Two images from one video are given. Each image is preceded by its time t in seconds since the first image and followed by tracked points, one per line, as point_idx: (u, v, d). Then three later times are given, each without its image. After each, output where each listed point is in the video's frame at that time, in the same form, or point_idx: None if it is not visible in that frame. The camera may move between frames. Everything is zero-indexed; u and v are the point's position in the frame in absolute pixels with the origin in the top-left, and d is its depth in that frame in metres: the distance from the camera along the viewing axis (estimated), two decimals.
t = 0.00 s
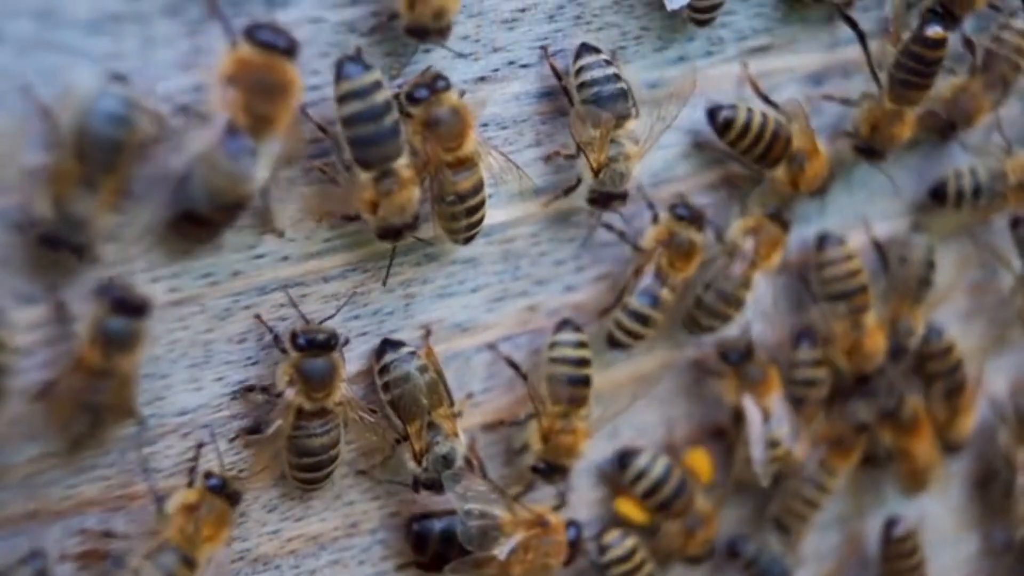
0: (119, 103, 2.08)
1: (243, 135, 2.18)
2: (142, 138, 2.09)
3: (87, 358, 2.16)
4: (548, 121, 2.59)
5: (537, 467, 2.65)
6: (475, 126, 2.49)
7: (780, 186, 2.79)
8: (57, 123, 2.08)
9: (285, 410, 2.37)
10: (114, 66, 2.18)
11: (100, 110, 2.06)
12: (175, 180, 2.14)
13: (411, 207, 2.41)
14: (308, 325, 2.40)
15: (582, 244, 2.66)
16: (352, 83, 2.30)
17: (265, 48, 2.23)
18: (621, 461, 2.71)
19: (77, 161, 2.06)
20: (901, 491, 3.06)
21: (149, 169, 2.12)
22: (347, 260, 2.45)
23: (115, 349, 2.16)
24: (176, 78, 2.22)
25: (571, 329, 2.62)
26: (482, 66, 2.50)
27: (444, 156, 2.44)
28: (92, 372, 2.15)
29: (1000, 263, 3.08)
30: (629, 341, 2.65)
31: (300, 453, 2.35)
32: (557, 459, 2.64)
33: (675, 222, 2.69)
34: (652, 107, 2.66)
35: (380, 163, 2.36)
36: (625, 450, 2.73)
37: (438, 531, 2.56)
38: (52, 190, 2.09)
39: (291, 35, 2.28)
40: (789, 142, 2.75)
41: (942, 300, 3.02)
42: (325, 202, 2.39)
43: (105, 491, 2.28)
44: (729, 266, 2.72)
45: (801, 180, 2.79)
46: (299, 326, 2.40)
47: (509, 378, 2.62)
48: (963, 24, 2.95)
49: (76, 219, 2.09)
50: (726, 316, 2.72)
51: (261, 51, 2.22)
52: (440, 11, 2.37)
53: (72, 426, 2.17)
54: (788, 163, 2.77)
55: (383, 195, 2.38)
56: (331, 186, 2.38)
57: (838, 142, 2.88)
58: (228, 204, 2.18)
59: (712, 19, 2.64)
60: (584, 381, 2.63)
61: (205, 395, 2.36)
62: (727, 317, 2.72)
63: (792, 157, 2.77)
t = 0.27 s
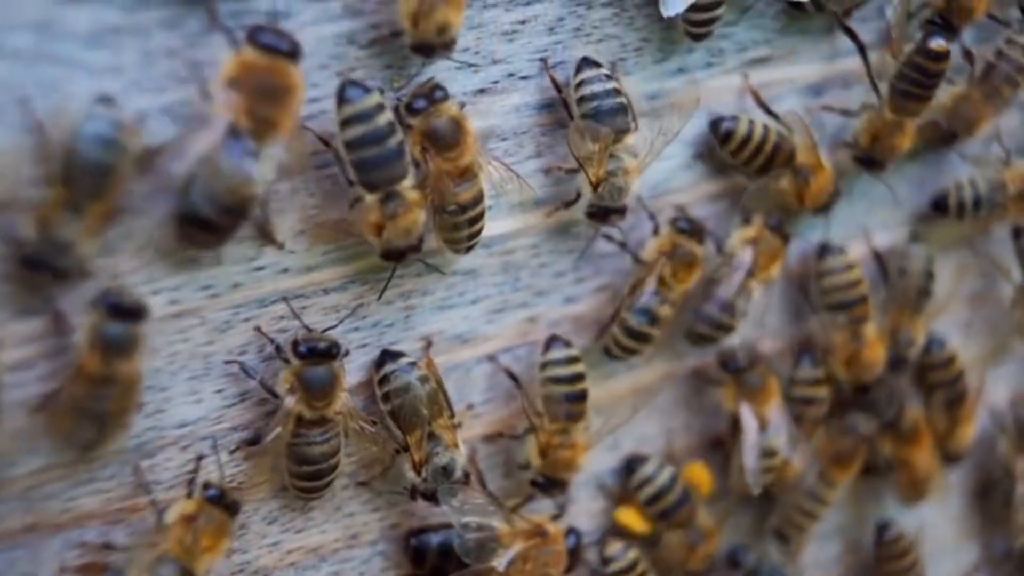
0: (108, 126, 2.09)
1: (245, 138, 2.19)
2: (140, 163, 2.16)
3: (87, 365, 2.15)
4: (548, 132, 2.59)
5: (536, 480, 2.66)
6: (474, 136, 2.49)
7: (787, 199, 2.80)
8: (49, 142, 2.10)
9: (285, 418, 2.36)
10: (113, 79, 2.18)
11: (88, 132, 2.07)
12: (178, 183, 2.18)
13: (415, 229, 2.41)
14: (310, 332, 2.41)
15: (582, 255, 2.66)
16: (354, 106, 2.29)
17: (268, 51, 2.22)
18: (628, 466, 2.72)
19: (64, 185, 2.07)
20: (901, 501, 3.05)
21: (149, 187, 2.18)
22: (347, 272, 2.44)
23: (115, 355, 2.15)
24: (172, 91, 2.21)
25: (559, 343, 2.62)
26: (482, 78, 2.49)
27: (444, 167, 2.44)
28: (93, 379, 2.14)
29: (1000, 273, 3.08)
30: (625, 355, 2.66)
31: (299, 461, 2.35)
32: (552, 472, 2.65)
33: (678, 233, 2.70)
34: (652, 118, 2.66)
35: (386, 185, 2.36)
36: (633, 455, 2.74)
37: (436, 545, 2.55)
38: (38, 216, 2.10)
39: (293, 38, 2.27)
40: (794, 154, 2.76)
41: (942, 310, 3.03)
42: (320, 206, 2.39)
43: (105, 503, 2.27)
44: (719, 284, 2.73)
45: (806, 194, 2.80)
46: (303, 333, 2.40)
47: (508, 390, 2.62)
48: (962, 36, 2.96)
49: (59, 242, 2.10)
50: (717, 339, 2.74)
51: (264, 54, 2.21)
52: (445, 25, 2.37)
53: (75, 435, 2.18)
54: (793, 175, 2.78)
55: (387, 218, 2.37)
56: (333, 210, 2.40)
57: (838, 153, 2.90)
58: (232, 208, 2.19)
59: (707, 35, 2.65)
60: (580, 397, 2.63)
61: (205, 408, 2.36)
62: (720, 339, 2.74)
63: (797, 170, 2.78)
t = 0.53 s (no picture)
0: (102, 149, 2.07)
1: (250, 141, 2.19)
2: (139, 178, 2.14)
3: (86, 373, 2.15)
4: (547, 143, 2.59)
5: (536, 490, 2.66)
6: (474, 147, 2.49)
7: (789, 211, 2.80)
8: (42, 159, 2.08)
9: (286, 427, 2.37)
10: (113, 90, 2.17)
11: (83, 155, 2.06)
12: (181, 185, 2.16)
13: (416, 250, 2.43)
14: (310, 341, 2.40)
15: (581, 265, 2.66)
16: (348, 126, 2.30)
17: (277, 55, 2.22)
18: (636, 472, 2.73)
19: (57, 206, 2.05)
20: (901, 511, 3.06)
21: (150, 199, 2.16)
22: (346, 283, 2.44)
23: (113, 360, 2.16)
24: (174, 101, 2.21)
25: (549, 356, 2.61)
26: (482, 89, 2.49)
27: (444, 177, 2.44)
28: (92, 387, 2.15)
29: (1000, 282, 3.08)
30: (638, 372, 2.68)
31: (301, 470, 2.35)
32: (552, 484, 2.65)
33: (679, 245, 2.71)
34: (652, 129, 2.66)
35: (384, 205, 2.38)
36: (642, 462, 2.74)
37: (436, 557, 2.55)
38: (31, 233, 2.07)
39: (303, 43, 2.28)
40: (795, 167, 2.78)
41: (943, 319, 3.03)
42: (319, 216, 2.39)
43: (105, 513, 2.27)
44: (721, 291, 2.75)
45: (807, 207, 2.80)
46: (302, 344, 2.40)
47: (508, 400, 2.62)
48: (962, 45, 2.96)
49: (51, 261, 2.07)
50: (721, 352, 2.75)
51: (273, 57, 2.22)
52: (450, 35, 2.38)
53: (75, 445, 2.16)
54: (795, 188, 2.79)
55: (387, 239, 2.39)
56: (332, 238, 2.40)
57: (838, 163, 2.90)
58: (234, 210, 2.18)
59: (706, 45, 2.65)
60: (578, 405, 2.64)
61: (205, 418, 2.36)
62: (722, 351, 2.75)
63: (798, 183, 2.78)
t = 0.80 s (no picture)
0: (106, 169, 2.07)
1: (256, 142, 2.19)
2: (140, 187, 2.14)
3: (89, 382, 2.13)
4: (547, 154, 2.59)
5: (529, 497, 2.63)
6: (474, 158, 2.49)
7: (789, 219, 2.84)
8: (43, 172, 2.06)
9: (286, 436, 2.36)
10: (113, 103, 2.17)
11: (87, 176, 2.05)
12: (179, 184, 2.17)
13: (411, 273, 2.44)
14: (310, 351, 2.40)
15: (581, 276, 2.67)
16: (348, 151, 2.29)
17: (287, 58, 2.24)
18: (635, 484, 2.73)
19: (60, 223, 2.03)
20: (900, 522, 3.07)
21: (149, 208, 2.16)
22: (345, 295, 2.44)
23: (115, 367, 2.14)
24: (174, 114, 2.21)
25: (555, 366, 2.61)
26: (482, 101, 2.49)
27: (445, 189, 2.43)
28: (94, 395, 2.12)
29: (1000, 294, 3.09)
30: (642, 382, 2.66)
31: (300, 479, 2.34)
32: (547, 492, 2.64)
33: (675, 256, 2.72)
34: (651, 141, 2.67)
35: (382, 228, 2.38)
36: (640, 474, 2.74)
37: (436, 569, 2.52)
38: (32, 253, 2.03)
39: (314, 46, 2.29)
40: (797, 177, 2.78)
41: (943, 330, 3.04)
42: (318, 227, 2.39)
43: (104, 526, 2.26)
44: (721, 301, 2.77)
45: (809, 219, 2.83)
46: (302, 353, 2.40)
47: (508, 411, 2.62)
48: (961, 56, 2.96)
49: (56, 278, 2.03)
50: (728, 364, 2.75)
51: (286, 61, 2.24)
52: (455, 47, 2.37)
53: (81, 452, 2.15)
54: (796, 200, 2.81)
55: (383, 262, 2.39)
56: (331, 264, 2.41)
57: (837, 173, 2.92)
58: (231, 205, 2.19)
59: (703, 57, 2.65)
60: (580, 414, 2.63)
61: (205, 430, 2.35)
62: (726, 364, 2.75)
63: (799, 195, 2.81)
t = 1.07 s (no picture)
0: (105, 170, 2.08)
1: (249, 144, 2.19)
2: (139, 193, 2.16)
3: (92, 395, 2.14)
4: (547, 164, 2.59)
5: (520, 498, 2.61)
6: (473, 168, 2.49)
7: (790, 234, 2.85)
8: (46, 178, 2.09)
9: (286, 442, 2.36)
10: (114, 113, 2.17)
11: (86, 175, 2.06)
12: (177, 185, 2.18)
13: (409, 288, 2.43)
14: (312, 356, 2.40)
15: (582, 286, 2.67)
16: (355, 160, 2.30)
17: (281, 60, 2.23)
18: (636, 499, 2.73)
19: (64, 231, 2.06)
20: (902, 532, 3.07)
21: (150, 214, 2.18)
22: (345, 304, 2.45)
23: (118, 381, 2.14)
24: (174, 124, 2.21)
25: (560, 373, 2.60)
26: (482, 111, 2.50)
27: (444, 199, 2.43)
28: (96, 407, 2.14)
29: (1000, 303, 3.09)
30: (631, 391, 2.64)
31: (298, 485, 2.33)
32: (540, 498, 2.62)
33: (675, 266, 2.72)
34: (651, 150, 2.67)
35: (382, 241, 2.38)
36: (642, 489, 2.74)
37: None
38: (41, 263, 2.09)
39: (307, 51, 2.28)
40: (798, 190, 2.81)
41: (945, 339, 3.03)
42: (316, 236, 2.39)
43: (104, 535, 2.26)
44: (719, 311, 2.77)
45: (810, 232, 2.84)
46: (303, 359, 2.40)
47: (509, 421, 2.62)
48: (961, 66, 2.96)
49: (65, 286, 2.08)
50: (730, 373, 2.75)
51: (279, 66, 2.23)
52: (459, 60, 2.40)
53: (91, 461, 2.17)
54: (798, 213, 2.82)
55: (381, 275, 2.39)
56: (331, 274, 2.42)
57: (837, 183, 2.92)
58: (227, 211, 2.20)
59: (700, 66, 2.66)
60: (580, 420, 2.62)
61: (205, 439, 2.35)
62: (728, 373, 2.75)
63: (801, 208, 2.82)
